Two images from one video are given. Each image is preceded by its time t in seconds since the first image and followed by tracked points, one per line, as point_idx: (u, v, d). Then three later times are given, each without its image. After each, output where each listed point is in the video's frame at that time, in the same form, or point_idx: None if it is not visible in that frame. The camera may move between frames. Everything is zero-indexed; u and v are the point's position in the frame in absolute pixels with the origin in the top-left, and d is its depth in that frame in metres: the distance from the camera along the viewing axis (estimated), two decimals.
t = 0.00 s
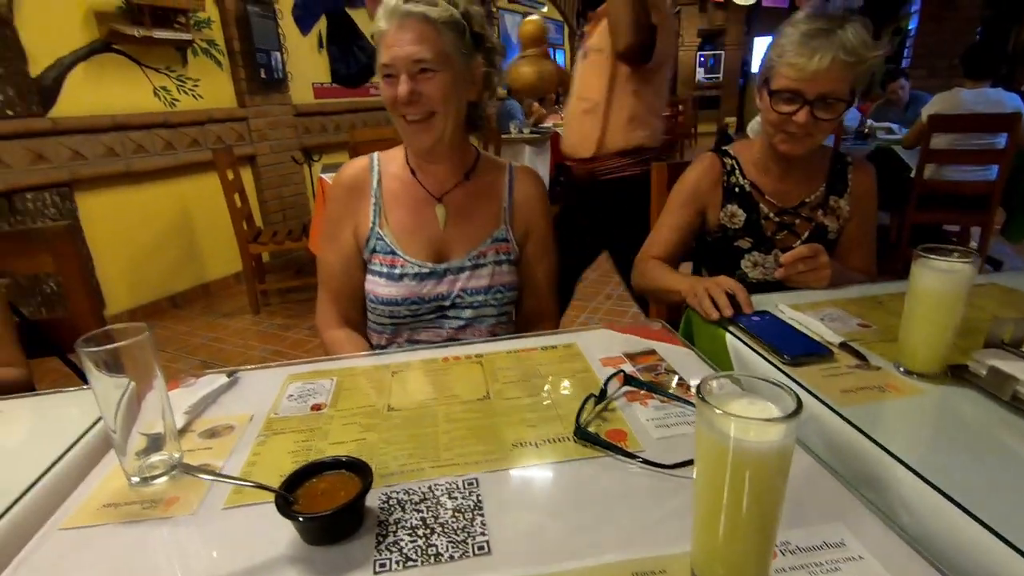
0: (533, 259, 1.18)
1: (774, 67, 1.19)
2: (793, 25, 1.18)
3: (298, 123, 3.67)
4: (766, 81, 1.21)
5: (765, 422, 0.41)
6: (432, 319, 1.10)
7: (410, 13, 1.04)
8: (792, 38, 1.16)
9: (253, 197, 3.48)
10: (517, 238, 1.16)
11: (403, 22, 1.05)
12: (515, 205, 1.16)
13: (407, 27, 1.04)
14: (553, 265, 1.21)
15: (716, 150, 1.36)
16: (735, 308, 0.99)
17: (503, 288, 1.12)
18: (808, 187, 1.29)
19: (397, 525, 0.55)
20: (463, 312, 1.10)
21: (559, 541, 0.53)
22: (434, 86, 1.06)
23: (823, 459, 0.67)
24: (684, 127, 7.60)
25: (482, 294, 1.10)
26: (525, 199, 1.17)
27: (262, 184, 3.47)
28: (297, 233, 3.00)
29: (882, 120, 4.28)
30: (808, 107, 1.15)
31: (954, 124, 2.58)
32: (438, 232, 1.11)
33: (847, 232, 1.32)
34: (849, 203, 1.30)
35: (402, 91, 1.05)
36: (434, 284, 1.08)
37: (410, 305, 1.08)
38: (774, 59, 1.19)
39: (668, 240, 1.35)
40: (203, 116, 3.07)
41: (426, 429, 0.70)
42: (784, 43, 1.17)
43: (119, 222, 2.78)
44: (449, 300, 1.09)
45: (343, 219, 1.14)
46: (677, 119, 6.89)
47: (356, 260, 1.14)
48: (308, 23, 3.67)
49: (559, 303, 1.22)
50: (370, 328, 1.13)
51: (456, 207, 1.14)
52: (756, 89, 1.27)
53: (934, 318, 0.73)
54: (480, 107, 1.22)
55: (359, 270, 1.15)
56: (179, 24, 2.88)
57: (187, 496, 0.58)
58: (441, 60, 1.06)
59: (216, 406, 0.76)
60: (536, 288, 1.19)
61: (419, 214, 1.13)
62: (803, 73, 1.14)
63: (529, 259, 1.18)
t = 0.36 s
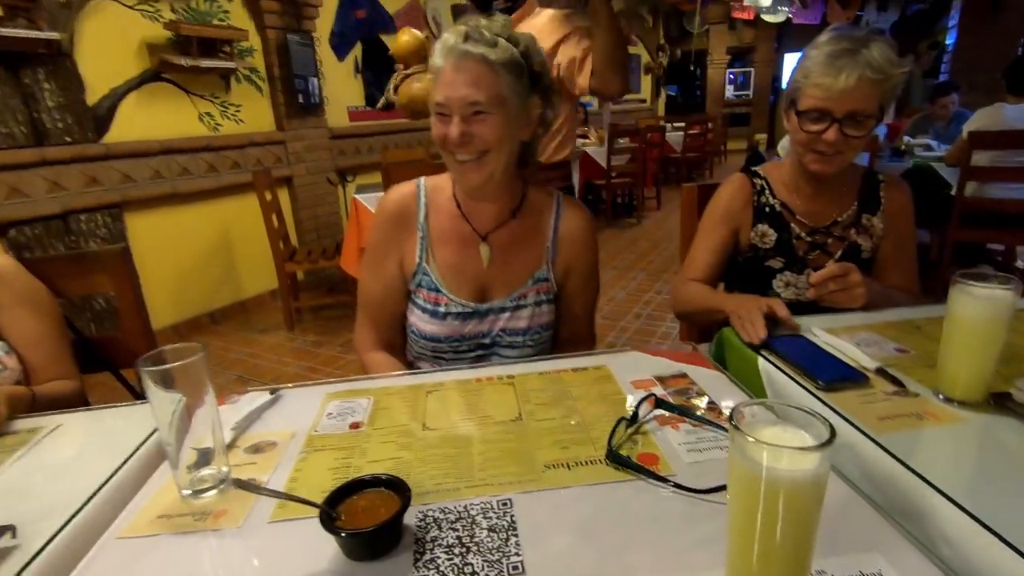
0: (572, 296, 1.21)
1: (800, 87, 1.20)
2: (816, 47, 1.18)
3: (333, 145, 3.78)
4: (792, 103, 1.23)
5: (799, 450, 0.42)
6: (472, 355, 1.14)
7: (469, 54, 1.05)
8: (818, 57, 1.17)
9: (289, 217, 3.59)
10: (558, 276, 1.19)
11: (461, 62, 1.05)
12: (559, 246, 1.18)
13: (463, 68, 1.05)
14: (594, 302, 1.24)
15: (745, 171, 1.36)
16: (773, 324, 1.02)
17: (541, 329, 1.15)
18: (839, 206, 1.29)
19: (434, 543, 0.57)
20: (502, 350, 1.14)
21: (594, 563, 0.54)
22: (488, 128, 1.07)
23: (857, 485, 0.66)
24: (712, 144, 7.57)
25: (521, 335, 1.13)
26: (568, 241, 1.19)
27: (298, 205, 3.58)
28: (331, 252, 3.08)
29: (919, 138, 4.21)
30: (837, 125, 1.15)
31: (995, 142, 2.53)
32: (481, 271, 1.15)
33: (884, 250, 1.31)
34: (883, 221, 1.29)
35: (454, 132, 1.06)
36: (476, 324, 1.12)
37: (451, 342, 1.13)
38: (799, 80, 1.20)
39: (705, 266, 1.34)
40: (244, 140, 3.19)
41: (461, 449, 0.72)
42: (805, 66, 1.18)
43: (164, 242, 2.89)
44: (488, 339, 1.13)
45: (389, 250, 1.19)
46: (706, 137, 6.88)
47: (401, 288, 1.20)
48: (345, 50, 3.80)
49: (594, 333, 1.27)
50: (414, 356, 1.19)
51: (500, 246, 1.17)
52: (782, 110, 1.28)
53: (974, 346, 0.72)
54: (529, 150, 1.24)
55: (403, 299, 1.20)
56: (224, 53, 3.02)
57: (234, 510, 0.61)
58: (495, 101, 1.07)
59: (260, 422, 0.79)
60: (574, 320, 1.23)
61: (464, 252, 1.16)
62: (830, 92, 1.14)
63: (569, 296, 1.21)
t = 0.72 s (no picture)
0: (603, 332, 1.24)
1: (823, 117, 1.22)
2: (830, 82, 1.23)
3: (367, 175, 3.90)
4: (817, 135, 1.23)
5: (825, 480, 0.44)
6: (502, 387, 1.18)
7: (515, 99, 1.10)
8: (835, 88, 1.21)
9: (322, 245, 3.69)
10: (590, 313, 1.21)
11: (506, 106, 1.10)
12: (593, 284, 1.20)
13: (508, 113, 1.10)
14: (627, 338, 1.26)
15: (772, 204, 1.37)
16: (815, 362, 1.00)
17: (569, 365, 1.18)
18: (869, 237, 1.30)
19: (469, 565, 0.59)
20: (531, 384, 1.17)
21: None
22: (528, 170, 1.12)
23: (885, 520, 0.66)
24: (739, 173, 7.57)
25: (550, 370, 1.17)
26: (604, 279, 1.21)
27: (331, 232, 3.68)
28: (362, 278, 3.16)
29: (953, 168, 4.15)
30: (869, 145, 1.17)
31: None
32: (514, 306, 1.18)
33: (919, 279, 1.31)
34: (915, 250, 1.29)
35: (496, 173, 1.11)
36: (506, 357, 1.16)
37: (482, 373, 1.17)
38: (819, 111, 1.23)
39: (743, 296, 1.31)
40: (282, 170, 3.31)
41: (493, 474, 0.74)
42: (823, 98, 1.23)
43: (204, 267, 3.01)
44: (518, 372, 1.17)
45: (428, 280, 1.23)
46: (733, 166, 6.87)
47: (438, 317, 1.24)
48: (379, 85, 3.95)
49: (629, 368, 1.28)
50: (446, 381, 1.24)
51: (534, 282, 1.20)
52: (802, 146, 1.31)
53: (1007, 384, 0.72)
54: (569, 189, 1.28)
55: (440, 328, 1.24)
56: (267, 88, 3.17)
57: (279, 527, 0.64)
58: (536, 145, 1.11)
59: (301, 444, 0.83)
60: (605, 354, 1.26)
61: (499, 287, 1.20)
62: (855, 114, 1.18)
63: (602, 333, 1.24)
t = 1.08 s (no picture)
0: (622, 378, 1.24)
1: (873, 161, 1.23)
2: (863, 133, 1.28)
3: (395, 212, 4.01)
4: (863, 181, 1.22)
5: (844, 525, 0.47)
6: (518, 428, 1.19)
7: (515, 149, 1.19)
8: (875, 137, 1.25)
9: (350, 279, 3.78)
10: (608, 358, 1.23)
11: (508, 156, 1.19)
12: (609, 329, 1.23)
13: (510, 162, 1.18)
14: (643, 390, 1.25)
15: (793, 248, 1.39)
16: (840, 410, 0.99)
17: (586, 409, 1.19)
18: (891, 276, 1.30)
19: None
20: (546, 425, 1.18)
21: None
22: (524, 218, 1.18)
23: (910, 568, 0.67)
24: (762, 212, 7.57)
25: (566, 413, 1.18)
26: (621, 323, 1.24)
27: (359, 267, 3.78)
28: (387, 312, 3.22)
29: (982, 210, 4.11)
30: (921, 190, 1.20)
31: None
32: (530, 348, 1.21)
33: (948, 321, 1.31)
34: (940, 291, 1.30)
35: (494, 217, 1.18)
36: (523, 397, 1.18)
37: (498, 413, 1.19)
38: (867, 156, 1.24)
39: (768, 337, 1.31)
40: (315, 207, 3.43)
41: (518, 511, 0.77)
42: (863, 148, 1.25)
43: (237, 300, 3.10)
44: (535, 414, 1.18)
45: (450, 319, 1.29)
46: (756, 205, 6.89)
47: (457, 355, 1.28)
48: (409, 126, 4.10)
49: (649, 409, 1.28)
50: (464, 421, 1.26)
51: (549, 324, 1.23)
52: (831, 196, 1.32)
53: None
54: (580, 238, 1.30)
55: (460, 367, 1.28)
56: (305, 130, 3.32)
57: (315, 557, 0.67)
58: (533, 195, 1.17)
59: (335, 476, 0.86)
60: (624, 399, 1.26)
61: (516, 328, 1.24)
62: (908, 160, 1.21)
63: (620, 379, 1.25)
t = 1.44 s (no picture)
0: (651, 394, 1.25)
1: (937, 196, 1.19)
2: (921, 167, 1.25)
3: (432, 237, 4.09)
4: (930, 216, 1.19)
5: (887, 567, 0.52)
6: (552, 446, 1.20)
7: (542, 183, 1.23)
8: (939, 171, 1.21)
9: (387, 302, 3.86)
10: (636, 373, 1.24)
11: (535, 188, 1.23)
12: (636, 343, 1.25)
13: (538, 197, 1.22)
14: (675, 404, 1.26)
15: (837, 282, 1.35)
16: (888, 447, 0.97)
17: (619, 423, 1.20)
18: (941, 311, 1.29)
19: None
20: (579, 442, 1.19)
21: None
22: (549, 249, 1.21)
23: None
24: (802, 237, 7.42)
25: (599, 427, 1.19)
26: (647, 336, 1.25)
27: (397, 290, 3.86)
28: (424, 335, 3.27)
29: None
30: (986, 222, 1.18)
31: None
32: (560, 364, 1.23)
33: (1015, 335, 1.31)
34: (989, 320, 1.29)
35: (521, 246, 1.23)
36: (556, 413, 1.19)
37: (532, 430, 1.20)
38: (931, 191, 1.20)
39: (818, 368, 1.28)
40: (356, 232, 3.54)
41: (560, 539, 0.78)
42: (926, 182, 1.22)
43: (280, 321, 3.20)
44: (567, 430, 1.19)
45: (482, 341, 1.30)
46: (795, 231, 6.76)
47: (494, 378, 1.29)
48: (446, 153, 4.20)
49: (681, 435, 1.26)
50: (500, 443, 1.27)
51: (578, 342, 1.25)
52: (888, 230, 1.27)
53: None
54: (606, 262, 1.30)
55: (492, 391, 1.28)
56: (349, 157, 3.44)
57: None
58: (558, 228, 1.21)
59: (381, 498, 0.89)
60: (658, 423, 1.26)
61: (545, 347, 1.25)
62: (976, 193, 1.18)
63: (649, 397, 1.25)
